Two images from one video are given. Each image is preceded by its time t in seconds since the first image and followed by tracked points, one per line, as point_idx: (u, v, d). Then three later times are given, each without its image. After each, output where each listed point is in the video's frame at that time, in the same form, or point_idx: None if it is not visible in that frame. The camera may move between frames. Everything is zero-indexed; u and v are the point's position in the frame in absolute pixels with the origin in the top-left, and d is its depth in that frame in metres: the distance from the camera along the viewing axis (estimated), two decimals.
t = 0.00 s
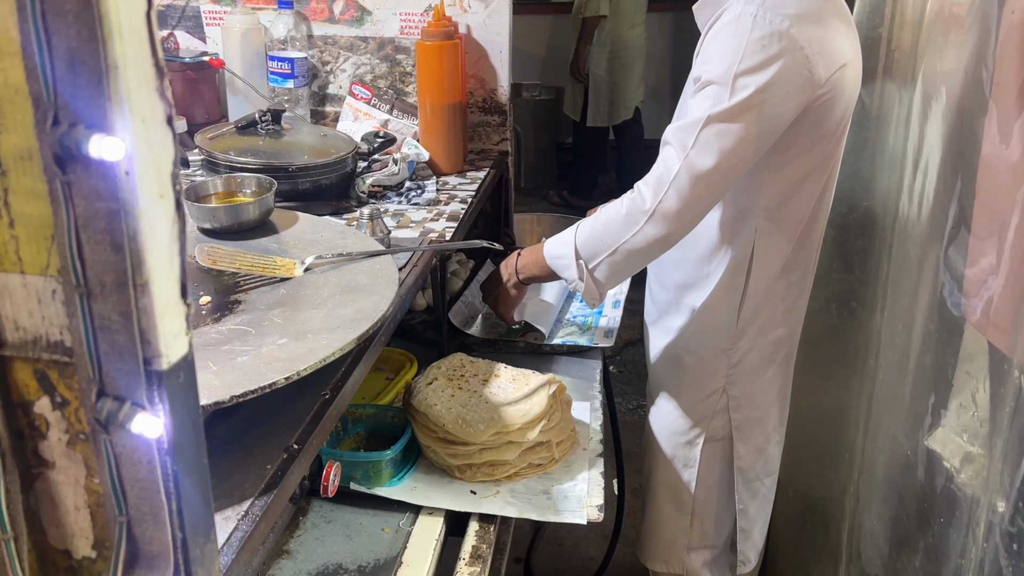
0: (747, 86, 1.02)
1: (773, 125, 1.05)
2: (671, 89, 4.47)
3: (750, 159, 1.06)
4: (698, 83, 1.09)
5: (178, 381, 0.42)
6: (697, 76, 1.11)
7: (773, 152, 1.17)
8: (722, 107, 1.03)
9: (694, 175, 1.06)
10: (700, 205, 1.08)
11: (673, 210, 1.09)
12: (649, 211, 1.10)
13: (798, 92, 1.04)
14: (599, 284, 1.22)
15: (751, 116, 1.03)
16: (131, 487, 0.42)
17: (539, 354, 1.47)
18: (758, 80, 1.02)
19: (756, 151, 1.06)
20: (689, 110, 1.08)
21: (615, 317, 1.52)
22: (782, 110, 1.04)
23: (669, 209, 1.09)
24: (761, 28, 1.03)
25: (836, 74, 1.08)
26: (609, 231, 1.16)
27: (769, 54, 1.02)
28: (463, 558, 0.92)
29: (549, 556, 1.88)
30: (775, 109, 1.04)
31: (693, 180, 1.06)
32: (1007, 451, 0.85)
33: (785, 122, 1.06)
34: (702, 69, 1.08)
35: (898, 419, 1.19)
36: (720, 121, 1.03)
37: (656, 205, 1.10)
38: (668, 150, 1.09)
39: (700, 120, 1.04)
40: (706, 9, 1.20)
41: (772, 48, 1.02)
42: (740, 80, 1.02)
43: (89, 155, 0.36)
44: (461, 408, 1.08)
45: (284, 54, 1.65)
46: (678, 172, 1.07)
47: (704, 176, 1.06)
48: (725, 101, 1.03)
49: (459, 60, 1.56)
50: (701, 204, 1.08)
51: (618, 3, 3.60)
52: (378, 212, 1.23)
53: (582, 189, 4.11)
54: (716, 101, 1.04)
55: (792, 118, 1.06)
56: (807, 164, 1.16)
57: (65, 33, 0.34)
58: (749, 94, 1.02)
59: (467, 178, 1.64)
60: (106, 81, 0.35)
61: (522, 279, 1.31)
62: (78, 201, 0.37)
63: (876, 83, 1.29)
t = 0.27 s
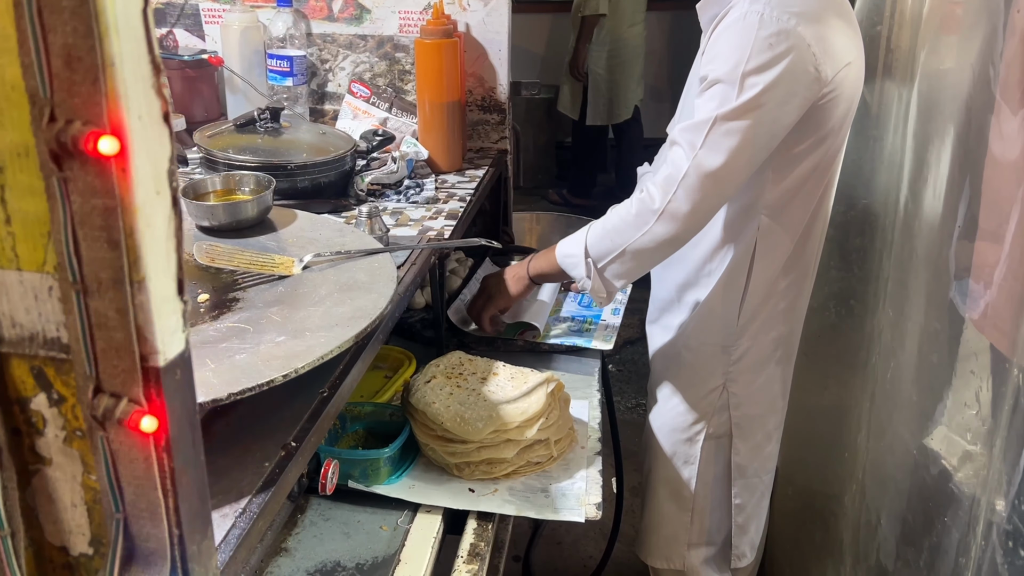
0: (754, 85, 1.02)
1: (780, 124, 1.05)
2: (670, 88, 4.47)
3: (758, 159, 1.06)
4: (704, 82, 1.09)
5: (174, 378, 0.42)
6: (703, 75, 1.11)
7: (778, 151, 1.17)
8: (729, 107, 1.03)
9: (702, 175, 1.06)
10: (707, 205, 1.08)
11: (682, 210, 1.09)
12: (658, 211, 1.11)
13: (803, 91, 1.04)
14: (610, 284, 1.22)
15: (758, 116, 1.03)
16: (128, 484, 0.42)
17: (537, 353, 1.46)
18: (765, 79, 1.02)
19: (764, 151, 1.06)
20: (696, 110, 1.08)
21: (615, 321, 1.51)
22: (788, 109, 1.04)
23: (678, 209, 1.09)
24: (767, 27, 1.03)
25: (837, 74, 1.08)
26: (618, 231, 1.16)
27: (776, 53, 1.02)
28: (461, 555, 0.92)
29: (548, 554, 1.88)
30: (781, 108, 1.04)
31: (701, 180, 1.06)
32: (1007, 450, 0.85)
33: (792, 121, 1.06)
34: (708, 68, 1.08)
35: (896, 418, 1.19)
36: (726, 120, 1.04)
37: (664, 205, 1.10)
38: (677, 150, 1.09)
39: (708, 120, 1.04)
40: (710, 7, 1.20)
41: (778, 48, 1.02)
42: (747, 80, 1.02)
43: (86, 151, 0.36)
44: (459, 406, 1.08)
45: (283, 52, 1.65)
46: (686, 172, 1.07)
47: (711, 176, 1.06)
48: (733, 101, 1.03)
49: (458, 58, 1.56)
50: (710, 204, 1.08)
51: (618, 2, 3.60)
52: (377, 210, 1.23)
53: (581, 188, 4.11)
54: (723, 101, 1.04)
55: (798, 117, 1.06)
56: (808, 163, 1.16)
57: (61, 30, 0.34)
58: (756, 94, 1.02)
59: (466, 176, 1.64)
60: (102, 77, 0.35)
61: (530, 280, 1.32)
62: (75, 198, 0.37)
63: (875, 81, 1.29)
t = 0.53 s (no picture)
0: (754, 80, 1.03)
1: (783, 121, 1.05)
2: (671, 87, 4.47)
3: (761, 155, 1.06)
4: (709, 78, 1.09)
5: (175, 375, 0.42)
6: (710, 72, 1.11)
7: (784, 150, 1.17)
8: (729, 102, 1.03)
9: (701, 169, 1.06)
10: (710, 202, 1.08)
11: (683, 205, 1.10)
12: (661, 205, 1.12)
13: (805, 88, 1.05)
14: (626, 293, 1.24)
15: (759, 111, 1.03)
16: (128, 481, 0.42)
17: (538, 351, 1.46)
18: (766, 75, 1.02)
19: (767, 147, 1.06)
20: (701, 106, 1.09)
21: (615, 320, 1.51)
22: (790, 105, 1.04)
23: (678, 204, 1.10)
24: (770, 24, 1.03)
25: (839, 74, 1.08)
26: (628, 229, 1.18)
27: (778, 49, 1.02)
28: (462, 554, 0.92)
29: (548, 552, 1.88)
30: (784, 105, 1.04)
31: (701, 174, 1.07)
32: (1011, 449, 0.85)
33: (795, 118, 1.06)
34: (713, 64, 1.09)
35: (897, 417, 1.19)
36: (730, 116, 1.04)
37: (666, 200, 1.11)
38: (681, 145, 1.11)
39: (709, 114, 1.05)
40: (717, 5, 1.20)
41: (780, 44, 1.02)
42: (749, 75, 1.03)
43: (86, 147, 0.36)
44: (459, 404, 1.08)
45: (284, 50, 1.65)
46: (686, 167, 1.08)
47: (714, 173, 1.06)
48: (734, 95, 1.03)
49: (458, 56, 1.56)
50: (711, 200, 1.08)
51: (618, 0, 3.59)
52: (377, 208, 1.23)
53: (581, 186, 4.10)
54: (725, 96, 1.04)
55: (801, 114, 1.06)
56: (811, 163, 1.16)
57: (61, 25, 0.34)
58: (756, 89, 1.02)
59: (466, 174, 1.63)
60: (102, 73, 0.34)
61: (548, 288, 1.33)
62: (75, 194, 0.37)
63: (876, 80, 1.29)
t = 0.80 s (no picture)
0: (751, 77, 1.02)
1: (778, 120, 1.05)
2: (672, 86, 4.46)
3: (754, 153, 1.06)
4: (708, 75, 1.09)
5: (176, 373, 0.42)
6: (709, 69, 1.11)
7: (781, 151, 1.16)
8: (724, 98, 1.03)
9: (694, 164, 1.06)
10: (701, 198, 1.08)
11: (673, 199, 1.09)
12: (651, 198, 1.12)
13: (803, 87, 1.05)
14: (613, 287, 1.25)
15: (754, 109, 1.03)
16: (128, 479, 0.42)
17: (539, 350, 1.46)
18: (763, 72, 1.02)
19: (760, 146, 1.06)
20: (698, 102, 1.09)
21: (616, 320, 1.51)
22: (786, 104, 1.04)
23: (669, 198, 1.10)
24: (772, 22, 1.03)
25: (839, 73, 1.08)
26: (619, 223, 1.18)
27: (778, 47, 1.02)
28: (463, 553, 0.91)
29: (548, 551, 1.88)
30: (779, 103, 1.04)
31: (692, 169, 1.07)
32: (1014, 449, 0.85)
33: (790, 118, 1.05)
34: (712, 61, 1.08)
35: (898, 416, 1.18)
36: (727, 112, 1.03)
37: (657, 194, 1.11)
38: (676, 140, 1.11)
39: (705, 109, 1.05)
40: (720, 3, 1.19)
41: (780, 42, 1.02)
42: (746, 72, 1.02)
43: (86, 144, 0.36)
44: (460, 403, 1.08)
45: (284, 48, 1.65)
46: (678, 161, 1.08)
47: (707, 168, 1.06)
48: (729, 92, 1.03)
49: (459, 55, 1.56)
50: (702, 196, 1.08)
51: None
52: (378, 206, 1.23)
53: (582, 185, 4.10)
54: (721, 92, 1.04)
55: (797, 113, 1.06)
56: (813, 162, 1.16)
57: (62, 21, 0.34)
58: (752, 86, 1.02)
59: (467, 173, 1.63)
60: (102, 70, 0.34)
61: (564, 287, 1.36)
62: (75, 191, 0.37)
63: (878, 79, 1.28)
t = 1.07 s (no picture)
0: (757, 71, 1.02)
1: (781, 115, 1.05)
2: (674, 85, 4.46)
3: (758, 147, 1.06)
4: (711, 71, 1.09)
5: (179, 372, 0.41)
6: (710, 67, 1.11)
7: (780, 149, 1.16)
8: (732, 89, 1.02)
9: (700, 155, 1.05)
10: (706, 193, 1.07)
11: (678, 192, 1.08)
12: (655, 192, 1.10)
13: (806, 83, 1.05)
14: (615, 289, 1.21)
15: (759, 103, 1.03)
16: (131, 478, 0.42)
17: (540, 350, 1.45)
18: (770, 66, 1.02)
19: (763, 140, 1.06)
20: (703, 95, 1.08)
21: (617, 321, 1.52)
22: (790, 100, 1.05)
23: (673, 191, 1.08)
24: (776, 19, 1.03)
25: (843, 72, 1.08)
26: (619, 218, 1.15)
27: (783, 41, 1.02)
28: (464, 552, 0.91)
29: (549, 551, 1.88)
30: (784, 98, 1.04)
31: (698, 161, 1.05)
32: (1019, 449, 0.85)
33: (794, 113, 1.06)
34: (715, 56, 1.08)
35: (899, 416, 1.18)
36: (734, 106, 1.03)
37: (661, 187, 1.09)
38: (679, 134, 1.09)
39: (712, 101, 1.04)
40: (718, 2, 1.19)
41: (785, 37, 1.03)
42: (753, 65, 1.02)
43: (90, 142, 0.36)
44: (461, 402, 1.08)
45: (286, 47, 1.65)
46: (683, 153, 1.06)
47: (713, 163, 1.05)
48: (736, 83, 1.02)
49: (460, 53, 1.56)
50: (707, 189, 1.07)
51: None
52: (379, 205, 1.23)
53: (583, 184, 4.10)
54: (727, 84, 1.03)
55: (800, 109, 1.06)
56: (815, 161, 1.16)
57: (66, 20, 0.34)
58: (759, 79, 1.02)
59: (468, 172, 1.63)
60: (106, 68, 0.34)
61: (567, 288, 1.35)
62: (79, 190, 0.37)
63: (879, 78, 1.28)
